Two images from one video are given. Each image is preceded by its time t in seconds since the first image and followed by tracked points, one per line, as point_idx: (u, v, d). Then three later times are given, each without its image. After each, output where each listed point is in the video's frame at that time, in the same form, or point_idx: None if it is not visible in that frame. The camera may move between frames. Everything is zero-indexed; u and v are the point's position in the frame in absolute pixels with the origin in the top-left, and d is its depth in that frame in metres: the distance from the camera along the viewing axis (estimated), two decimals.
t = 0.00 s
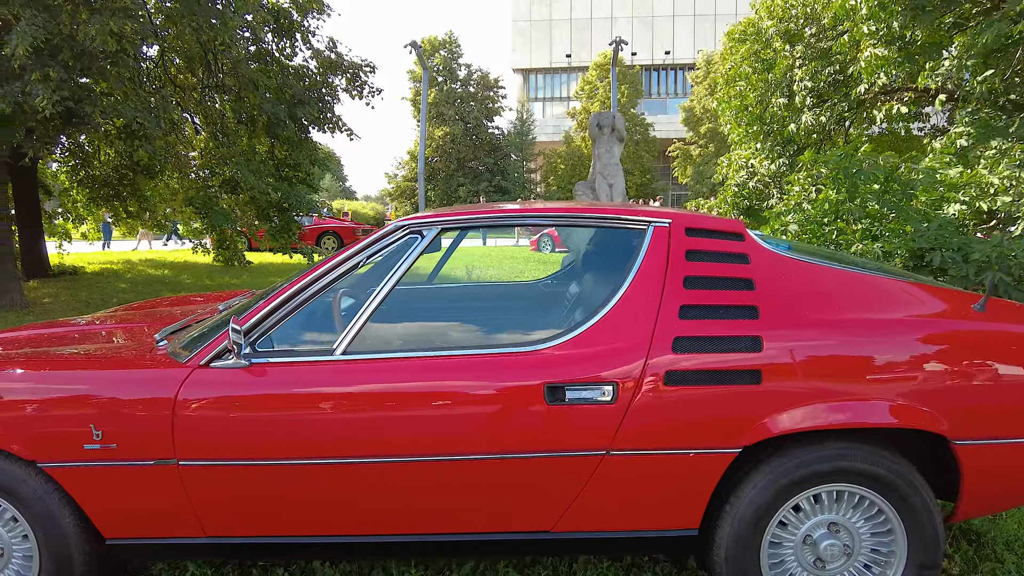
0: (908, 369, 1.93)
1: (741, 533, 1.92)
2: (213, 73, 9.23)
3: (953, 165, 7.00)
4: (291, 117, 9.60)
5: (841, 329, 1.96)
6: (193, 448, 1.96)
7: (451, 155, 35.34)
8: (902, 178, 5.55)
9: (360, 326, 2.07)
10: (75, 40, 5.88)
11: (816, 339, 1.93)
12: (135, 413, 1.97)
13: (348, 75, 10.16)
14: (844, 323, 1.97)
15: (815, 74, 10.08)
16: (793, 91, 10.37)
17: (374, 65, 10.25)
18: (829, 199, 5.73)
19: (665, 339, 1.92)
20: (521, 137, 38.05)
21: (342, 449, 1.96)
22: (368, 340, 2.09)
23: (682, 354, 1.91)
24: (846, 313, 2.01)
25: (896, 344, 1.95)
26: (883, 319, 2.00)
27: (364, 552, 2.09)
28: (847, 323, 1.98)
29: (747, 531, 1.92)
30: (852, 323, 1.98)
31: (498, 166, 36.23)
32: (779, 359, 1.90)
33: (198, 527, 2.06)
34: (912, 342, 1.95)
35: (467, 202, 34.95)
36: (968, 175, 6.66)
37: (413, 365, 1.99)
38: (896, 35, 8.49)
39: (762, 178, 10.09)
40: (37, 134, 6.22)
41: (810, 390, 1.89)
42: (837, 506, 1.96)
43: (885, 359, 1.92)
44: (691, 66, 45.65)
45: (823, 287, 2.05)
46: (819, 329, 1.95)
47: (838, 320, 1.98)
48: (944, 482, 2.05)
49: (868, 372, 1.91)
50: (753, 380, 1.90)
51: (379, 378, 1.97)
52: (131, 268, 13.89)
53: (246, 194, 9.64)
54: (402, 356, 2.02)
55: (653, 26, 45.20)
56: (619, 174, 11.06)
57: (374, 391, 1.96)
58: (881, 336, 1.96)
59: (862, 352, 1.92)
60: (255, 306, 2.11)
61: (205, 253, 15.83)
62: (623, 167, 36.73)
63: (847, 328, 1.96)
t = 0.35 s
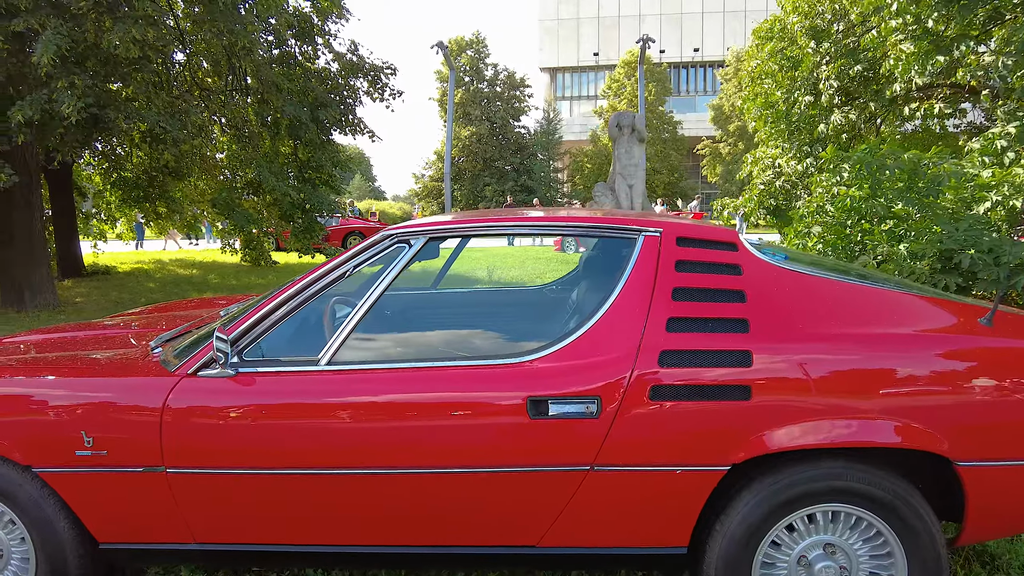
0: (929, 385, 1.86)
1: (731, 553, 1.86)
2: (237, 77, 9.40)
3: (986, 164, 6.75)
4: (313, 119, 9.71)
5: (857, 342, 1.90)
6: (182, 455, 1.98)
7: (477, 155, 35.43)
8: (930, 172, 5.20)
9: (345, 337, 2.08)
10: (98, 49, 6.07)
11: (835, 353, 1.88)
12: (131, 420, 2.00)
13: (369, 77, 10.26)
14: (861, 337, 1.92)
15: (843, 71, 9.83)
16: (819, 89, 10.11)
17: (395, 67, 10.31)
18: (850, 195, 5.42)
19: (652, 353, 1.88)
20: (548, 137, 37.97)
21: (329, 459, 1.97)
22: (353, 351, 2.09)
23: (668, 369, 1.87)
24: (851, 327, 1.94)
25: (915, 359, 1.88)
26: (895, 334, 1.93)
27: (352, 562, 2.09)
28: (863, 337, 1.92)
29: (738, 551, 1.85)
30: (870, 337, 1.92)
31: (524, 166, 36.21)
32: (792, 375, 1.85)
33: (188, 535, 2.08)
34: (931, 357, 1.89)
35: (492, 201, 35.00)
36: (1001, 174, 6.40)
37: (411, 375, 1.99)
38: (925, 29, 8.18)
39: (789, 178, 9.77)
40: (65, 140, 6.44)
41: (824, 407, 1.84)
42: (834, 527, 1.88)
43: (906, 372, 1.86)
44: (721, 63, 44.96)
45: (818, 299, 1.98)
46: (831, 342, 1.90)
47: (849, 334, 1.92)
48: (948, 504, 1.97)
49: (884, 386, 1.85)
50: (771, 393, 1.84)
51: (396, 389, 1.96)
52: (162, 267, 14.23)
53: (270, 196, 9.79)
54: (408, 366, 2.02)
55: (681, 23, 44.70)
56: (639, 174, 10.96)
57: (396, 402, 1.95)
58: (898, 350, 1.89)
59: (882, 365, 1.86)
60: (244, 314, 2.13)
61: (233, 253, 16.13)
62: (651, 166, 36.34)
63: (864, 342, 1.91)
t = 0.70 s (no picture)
0: (954, 396, 1.76)
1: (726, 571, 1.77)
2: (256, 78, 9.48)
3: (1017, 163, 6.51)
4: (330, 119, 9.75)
5: (866, 351, 1.81)
6: (168, 458, 1.96)
7: (498, 155, 35.40)
8: (958, 172, 4.98)
9: (332, 341, 2.04)
10: (117, 51, 6.15)
11: (854, 361, 1.79)
12: (117, 422, 1.99)
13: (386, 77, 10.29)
14: (881, 346, 1.83)
15: (868, 68, 9.57)
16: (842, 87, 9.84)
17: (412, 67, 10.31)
18: (873, 194, 5.20)
19: (644, 361, 1.82)
20: (570, 136, 37.80)
21: (316, 465, 1.93)
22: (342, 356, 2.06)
23: (661, 378, 1.80)
24: (859, 335, 1.85)
25: (932, 369, 1.79)
26: (911, 343, 1.84)
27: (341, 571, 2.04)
28: (880, 346, 1.83)
29: (735, 569, 1.77)
30: (890, 347, 1.82)
31: (546, 166, 36.08)
32: (809, 386, 1.77)
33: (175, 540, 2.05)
34: (954, 368, 1.79)
35: (513, 201, 34.92)
36: None
37: (404, 381, 1.94)
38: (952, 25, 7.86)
39: (812, 177, 9.54)
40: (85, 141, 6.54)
41: (839, 418, 1.75)
42: (837, 546, 1.78)
43: (918, 384, 1.77)
44: (745, 62, 44.35)
45: (823, 306, 1.89)
46: (839, 351, 1.81)
47: (865, 343, 1.83)
48: (963, 523, 1.86)
49: (905, 396, 1.76)
50: (788, 403, 1.76)
51: (399, 395, 1.92)
52: (185, 266, 14.43)
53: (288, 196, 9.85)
54: (405, 371, 1.97)
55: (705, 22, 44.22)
56: (658, 174, 10.81)
57: (395, 407, 1.91)
58: (920, 359, 1.80)
59: (902, 374, 1.77)
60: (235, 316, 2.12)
61: (255, 253, 16.30)
62: (674, 165, 35.95)
63: (881, 350, 1.82)
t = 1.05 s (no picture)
0: (975, 412, 1.64)
1: None
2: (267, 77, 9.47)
3: None
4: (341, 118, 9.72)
5: (879, 363, 1.70)
6: (144, 467, 1.91)
7: (514, 154, 35.29)
8: (982, 169, 4.78)
9: (312, 347, 1.98)
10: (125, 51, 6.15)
11: (867, 374, 1.68)
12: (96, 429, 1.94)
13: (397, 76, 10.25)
14: (895, 358, 1.71)
15: (889, 64, 9.32)
16: (862, 83, 9.60)
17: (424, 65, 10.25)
18: (894, 193, 5.02)
19: (635, 371, 1.73)
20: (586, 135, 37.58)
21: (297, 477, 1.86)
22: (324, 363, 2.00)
23: (653, 390, 1.71)
24: (870, 346, 1.74)
25: (950, 384, 1.67)
26: (926, 355, 1.72)
27: None
28: (893, 358, 1.71)
29: None
30: (906, 358, 1.71)
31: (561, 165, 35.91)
32: (820, 400, 1.66)
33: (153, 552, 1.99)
34: (975, 382, 1.67)
35: (529, 200, 34.78)
36: None
37: (391, 390, 1.86)
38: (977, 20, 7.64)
39: (830, 176, 9.30)
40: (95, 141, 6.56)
41: (849, 434, 1.64)
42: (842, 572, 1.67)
43: (935, 400, 1.65)
44: (764, 60, 43.79)
45: (828, 314, 1.78)
46: (848, 363, 1.70)
47: (877, 354, 1.72)
48: (982, 547, 1.74)
49: (923, 410, 1.64)
50: (798, 417, 1.65)
51: (384, 405, 1.84)
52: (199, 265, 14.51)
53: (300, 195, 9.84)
54: (391, 380, 1.90)
55: (723, 19, 43.74)
56: (671, 173, 10.65)
57: (380, 417, 1.83)
58: (937, 373, 1.68)
59: (918, 388, 1.66)
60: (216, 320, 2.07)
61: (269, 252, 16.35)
62: (691, 164, 35.58)
63: (895, 362, 1.70)
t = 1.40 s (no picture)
0: (1001, 427, 1.54)
1: None
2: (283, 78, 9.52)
3: None
4: (355, 118, 9.73)
5: (894, 376, 1.60)
6: (131, 473, 1.88)
7: (532, 154, 35.20)
8: (1010, 168, 4.61)
9: (297, 351, 1.93)
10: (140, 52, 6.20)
11: (881, 386, 1.59)
12: (86, 432, 1.92)
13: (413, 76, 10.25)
14: (912, 369, 1.61)
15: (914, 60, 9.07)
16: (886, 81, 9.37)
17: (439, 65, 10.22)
18: (917, 193, 4.86)
19: (627, 381, 1.66)
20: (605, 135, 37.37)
21: (285, 485, 1.81)
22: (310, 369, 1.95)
23: (646, 401, 1.63)
24: (881, 357, 1.64)
25: (973, 398, 1.56)
26: (944, 367, 1.62)
27: None
28: (908, 369, 1.61)
29: None
30: (924, 370, 1.61)
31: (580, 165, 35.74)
32: (838, 412, 1.57)
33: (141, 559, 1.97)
34: (999, 397, 1.56)
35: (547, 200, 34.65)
36: None
37: (383, 398, 1.81)
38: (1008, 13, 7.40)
39: (852, 175, 9.06)
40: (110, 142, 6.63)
41: (862, 448, 1.55)
42: None
43: (957, 414, 1.55)
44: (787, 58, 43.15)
45: (835, 323, 1.69)
46: (861, 375, 1.61)
47: (890, 365, 1.62)
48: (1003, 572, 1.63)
49: (943, 424, 1.55)
50: (810, 431, 1.57)
51: (375, 413, 1.78)
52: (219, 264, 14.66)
53: (316, 197, 9.83)
54: (382, 387, 1.84)
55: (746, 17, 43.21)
56: (688, 172, 10.50)
57: (371, 425, 1.78)
58: (958, 386, 1.58)
59: (937, 402, 1.56)
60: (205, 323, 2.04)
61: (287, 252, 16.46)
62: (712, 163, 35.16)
63: (910, 375, 1.60)
